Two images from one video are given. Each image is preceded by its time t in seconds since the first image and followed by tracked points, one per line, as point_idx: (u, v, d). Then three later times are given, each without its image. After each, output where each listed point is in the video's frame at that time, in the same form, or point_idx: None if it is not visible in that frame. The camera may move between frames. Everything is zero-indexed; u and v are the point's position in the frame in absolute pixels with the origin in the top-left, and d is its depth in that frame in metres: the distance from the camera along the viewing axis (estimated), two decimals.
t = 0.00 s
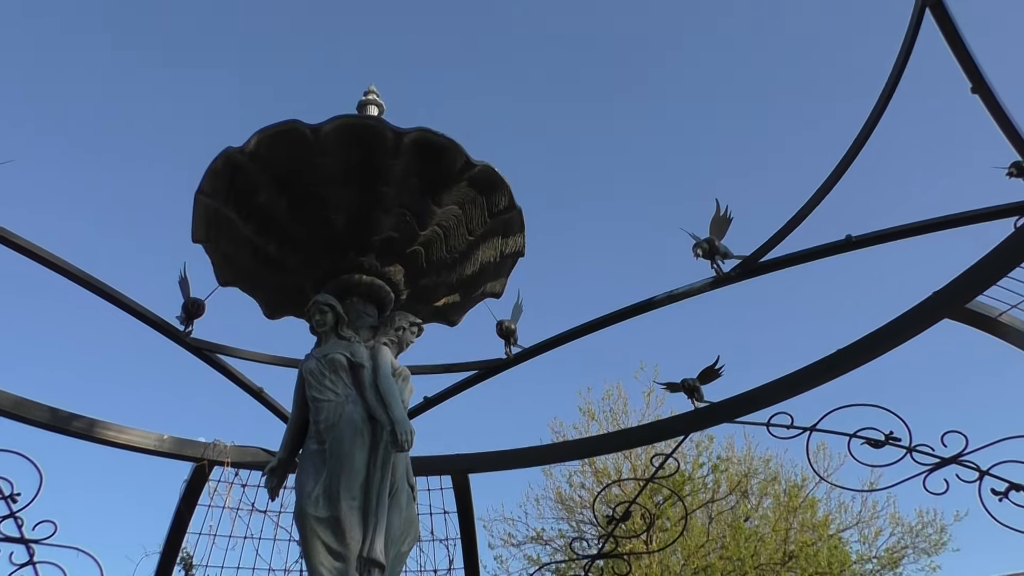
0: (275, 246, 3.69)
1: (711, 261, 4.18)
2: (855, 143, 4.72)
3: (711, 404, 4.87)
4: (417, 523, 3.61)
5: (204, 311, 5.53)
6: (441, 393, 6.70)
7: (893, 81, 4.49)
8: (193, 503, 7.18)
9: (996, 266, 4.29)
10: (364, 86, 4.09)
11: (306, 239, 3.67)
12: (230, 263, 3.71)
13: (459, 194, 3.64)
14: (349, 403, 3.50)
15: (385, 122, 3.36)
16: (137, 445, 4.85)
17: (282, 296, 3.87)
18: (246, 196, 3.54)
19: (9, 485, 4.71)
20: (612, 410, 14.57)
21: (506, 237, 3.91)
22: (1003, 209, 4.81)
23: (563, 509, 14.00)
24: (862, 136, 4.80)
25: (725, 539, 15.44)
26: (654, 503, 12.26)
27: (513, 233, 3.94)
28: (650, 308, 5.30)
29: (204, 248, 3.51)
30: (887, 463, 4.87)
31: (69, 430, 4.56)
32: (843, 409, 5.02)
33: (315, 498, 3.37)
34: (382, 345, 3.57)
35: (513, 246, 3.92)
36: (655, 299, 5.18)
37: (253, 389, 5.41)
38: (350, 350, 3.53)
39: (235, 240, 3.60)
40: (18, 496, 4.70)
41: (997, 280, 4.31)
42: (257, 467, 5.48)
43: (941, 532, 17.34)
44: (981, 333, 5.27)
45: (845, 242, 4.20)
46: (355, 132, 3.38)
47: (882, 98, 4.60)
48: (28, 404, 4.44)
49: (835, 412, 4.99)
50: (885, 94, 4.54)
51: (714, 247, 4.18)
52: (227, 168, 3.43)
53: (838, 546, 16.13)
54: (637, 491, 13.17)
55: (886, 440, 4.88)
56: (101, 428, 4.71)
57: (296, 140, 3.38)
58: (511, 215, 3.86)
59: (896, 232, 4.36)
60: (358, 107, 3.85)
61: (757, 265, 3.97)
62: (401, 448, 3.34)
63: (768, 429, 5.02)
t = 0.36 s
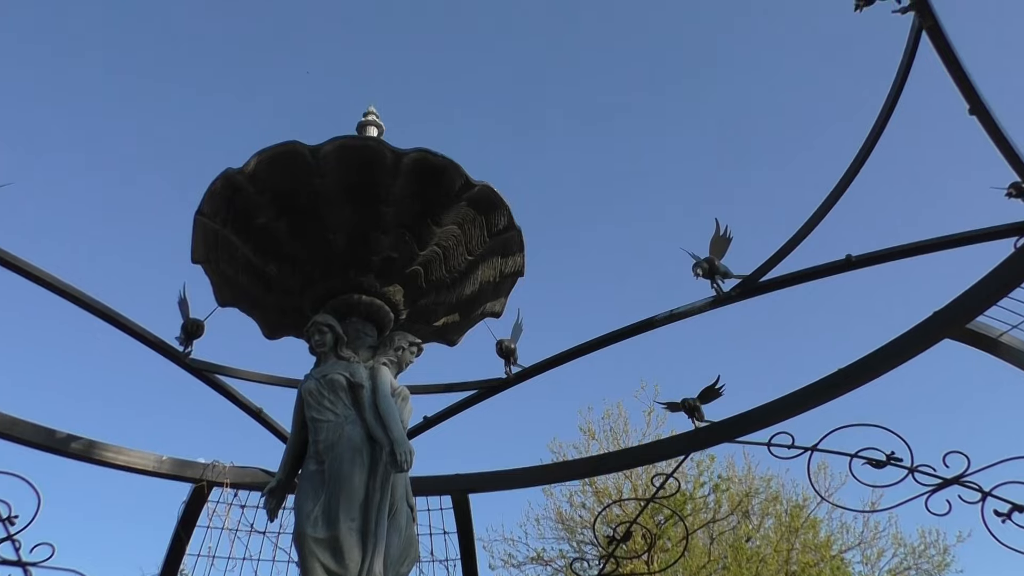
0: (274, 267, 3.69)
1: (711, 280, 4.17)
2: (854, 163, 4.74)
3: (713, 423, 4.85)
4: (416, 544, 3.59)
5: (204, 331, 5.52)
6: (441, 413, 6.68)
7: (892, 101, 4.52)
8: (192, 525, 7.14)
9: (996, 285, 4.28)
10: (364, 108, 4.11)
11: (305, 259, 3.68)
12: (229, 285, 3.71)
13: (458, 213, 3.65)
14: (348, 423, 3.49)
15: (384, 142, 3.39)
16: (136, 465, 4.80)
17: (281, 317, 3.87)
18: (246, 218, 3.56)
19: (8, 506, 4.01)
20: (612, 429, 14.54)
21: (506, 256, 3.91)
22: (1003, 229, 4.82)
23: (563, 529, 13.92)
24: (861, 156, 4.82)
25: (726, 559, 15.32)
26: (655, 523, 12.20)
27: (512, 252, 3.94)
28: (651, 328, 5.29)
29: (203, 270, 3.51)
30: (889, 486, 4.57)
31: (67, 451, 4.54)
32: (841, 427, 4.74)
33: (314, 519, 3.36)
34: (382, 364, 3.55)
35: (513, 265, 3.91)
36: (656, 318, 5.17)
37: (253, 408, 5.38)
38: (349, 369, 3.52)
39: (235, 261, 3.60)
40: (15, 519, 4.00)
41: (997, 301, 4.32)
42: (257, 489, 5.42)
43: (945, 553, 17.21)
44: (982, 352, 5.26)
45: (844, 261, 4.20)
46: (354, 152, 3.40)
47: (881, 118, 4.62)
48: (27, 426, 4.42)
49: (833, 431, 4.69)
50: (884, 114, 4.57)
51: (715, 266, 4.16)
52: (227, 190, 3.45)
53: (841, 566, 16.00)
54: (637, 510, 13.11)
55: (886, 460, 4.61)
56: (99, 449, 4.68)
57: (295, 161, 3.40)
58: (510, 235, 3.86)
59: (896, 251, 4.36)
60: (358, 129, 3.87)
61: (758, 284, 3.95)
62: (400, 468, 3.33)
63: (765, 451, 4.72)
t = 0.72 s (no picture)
0: (272, 241, 3.56)
1: (727, 254, 4.00)
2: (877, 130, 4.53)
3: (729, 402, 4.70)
4: (421, 527, 3.48)
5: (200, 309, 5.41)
6: (447, 393, 6.56)
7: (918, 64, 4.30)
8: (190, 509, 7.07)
9: None
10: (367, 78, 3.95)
11: (305, 233, 3.55)
12: (227, 260, 3.59)
13: (464, 185, 3.49)
14: (350, 403, 3.37)
15: (387, 112, 3.23)
16: (132, 446, 4.71)
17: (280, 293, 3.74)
18: (244, 189, 3.43)
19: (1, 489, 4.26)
20: (624, 410, 14.43)
21: (513, 230, 3.75)
22: None
23: (574, 512, 13.84)
24: (885, 123, 4.61)
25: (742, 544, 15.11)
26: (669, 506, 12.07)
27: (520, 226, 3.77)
28: (663, 305, 5.14)
29: (199, 243, 3.39)
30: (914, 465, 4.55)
31: (60, 430, 4.43)
32: (866, 406, 4.71)
33: (315, 501, 3.25)
34: (385, 342, 3.43)
35: (521, 240, 3.76)
36: (668, 295, 5.02)
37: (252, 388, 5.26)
38: (351, 347, 3.39)
39: (232, 235, 3.48)
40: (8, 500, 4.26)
41: None
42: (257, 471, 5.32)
43: (970, 536, 16.97)
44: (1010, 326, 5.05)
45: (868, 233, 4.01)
46: (355, 122, 3.25)
47: (906, 83, 4.40)
48: (18, 404, 4.32)
49: (853, 412, 4.68)
50: (909, 78, 4.35)
51: (730, 239, 3.99)
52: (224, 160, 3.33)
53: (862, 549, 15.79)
54: (651, 493, 13.01)
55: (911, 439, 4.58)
56: (95, 430, 4.60)
57: (293, 130, 3.26)
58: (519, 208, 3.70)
59: (922, 222, 4.17)
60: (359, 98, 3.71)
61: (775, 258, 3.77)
62: (404, 449, 3.21)
63: (787, 428, 4.74)
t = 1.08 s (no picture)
0: (258, 228, 3.31)
1: (754, 241, 3.72)
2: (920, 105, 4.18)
3: (756, 403, 4.37)
4: (420, 538, 3.20)
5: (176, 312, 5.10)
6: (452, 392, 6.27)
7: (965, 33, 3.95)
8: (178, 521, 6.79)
9: None
10: (362, 51, 3.73)
11: (293, 218, 3.29)
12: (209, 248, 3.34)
13: (466, 166, 3.21)
14: (342, 404, 3.09)
15: (381, 86, 2.93)
16: (104, 452, 4.40)
17: (267, 284, 3.49)
18: (226, 172, 3.16)
19: None
20: (641, 413, 14.07)
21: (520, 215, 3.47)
22: None
23: (585, 522, 13.48)
24: (928, 98, 4.26)
25: (770, 557, 14.75)
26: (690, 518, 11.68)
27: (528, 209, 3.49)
28: (682, 297, 4.83)
29: (178, 231, 3.15)
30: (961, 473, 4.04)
31: (24, 435, 4.11)
32: (906, 407, 4.23)
33: (304, 511, 2.97)
34: (380, 337, 3.17)
35: (527, 225, 3.48)
36: (688, 286, 4.71)
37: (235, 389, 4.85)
38: (343, 343, 3.13)
39: (214, 221, 3.22)
40: None
41: None
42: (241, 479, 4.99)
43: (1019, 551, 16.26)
44: None
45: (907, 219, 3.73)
46: (346, 98, 2.96)
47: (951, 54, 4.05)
48: None
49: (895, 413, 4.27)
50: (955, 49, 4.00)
51: (757, 227, 3.71)
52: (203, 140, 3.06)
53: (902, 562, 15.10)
54: (670, 503, 12.64)
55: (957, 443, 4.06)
56: (62, 433, 4.29)
57: (280, 106, 2.97)
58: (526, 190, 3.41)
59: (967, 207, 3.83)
60: (352, 72, 3.48)
61: (805, 246, 3.49)
62: (400, 455, 2.93)
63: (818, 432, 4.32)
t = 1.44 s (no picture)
0: (238, 223, 3.12)
1: (776, 237, 3.48)
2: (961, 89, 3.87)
3: (780, 413, 4.09)
4: (414, 561, 2.94)
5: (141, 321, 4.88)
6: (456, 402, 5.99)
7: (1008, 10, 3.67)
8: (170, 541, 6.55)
9: None
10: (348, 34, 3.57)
11: (275, 212, 3.10)
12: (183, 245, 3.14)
13: (463, 156, 3.01)
14: (329, 415, 2.84)
15: (372, 68, 2.71)
16: (65, 467, 4.13)
17: (248, 283, 3.30)
18: (203, 161, 2.98)
19: None
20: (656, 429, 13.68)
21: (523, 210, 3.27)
22: None
23: (595, 544, 13.11)
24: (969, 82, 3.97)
25: None
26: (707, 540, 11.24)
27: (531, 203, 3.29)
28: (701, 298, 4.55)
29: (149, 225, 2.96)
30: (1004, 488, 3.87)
31: None
32: (944, 418, 4.06)
33: (287, 532, 2.72)
34: (370, 343, 2.94)
35: (531, 221, 3.28)
36: (707, 286, 4.44)
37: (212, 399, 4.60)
38: (330, 349, 2.89)
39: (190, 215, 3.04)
40: None
41: None
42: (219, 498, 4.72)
43: None
44: None
45: (943, 212, 3.58)
46: (333, 82, 2.76)
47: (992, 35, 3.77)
48: None
49: (933, 425, 4.07)
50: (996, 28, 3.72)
51: (783, 219, 3.54)
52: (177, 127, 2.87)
53: None
54: (686, 524, 12.23)
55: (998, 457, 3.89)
56: (24, 448, 4.03)
57: (260, 90, 2.78)
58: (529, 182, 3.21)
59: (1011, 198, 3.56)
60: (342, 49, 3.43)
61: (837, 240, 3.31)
62: (392, 471, 2.68)
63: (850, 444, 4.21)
